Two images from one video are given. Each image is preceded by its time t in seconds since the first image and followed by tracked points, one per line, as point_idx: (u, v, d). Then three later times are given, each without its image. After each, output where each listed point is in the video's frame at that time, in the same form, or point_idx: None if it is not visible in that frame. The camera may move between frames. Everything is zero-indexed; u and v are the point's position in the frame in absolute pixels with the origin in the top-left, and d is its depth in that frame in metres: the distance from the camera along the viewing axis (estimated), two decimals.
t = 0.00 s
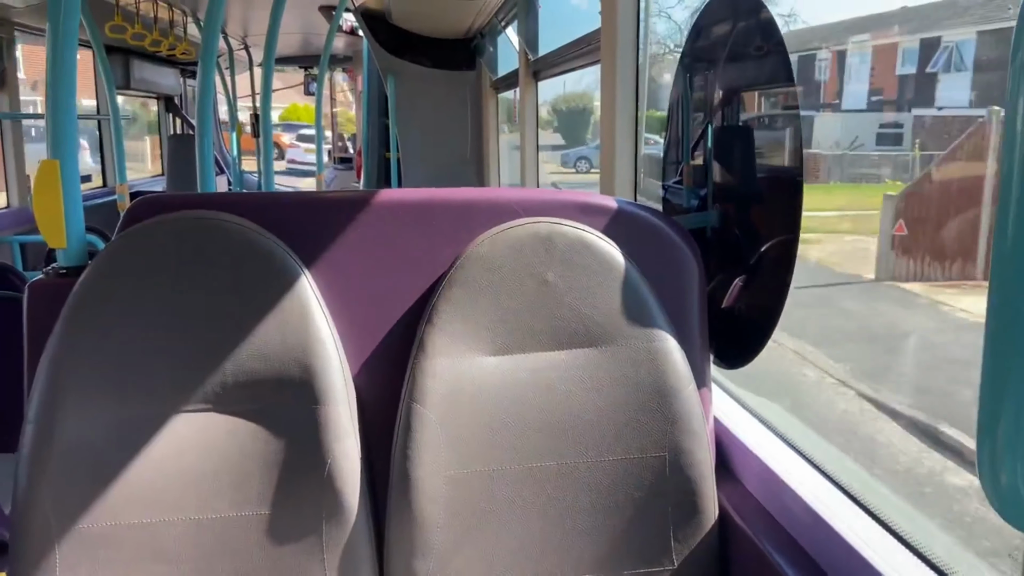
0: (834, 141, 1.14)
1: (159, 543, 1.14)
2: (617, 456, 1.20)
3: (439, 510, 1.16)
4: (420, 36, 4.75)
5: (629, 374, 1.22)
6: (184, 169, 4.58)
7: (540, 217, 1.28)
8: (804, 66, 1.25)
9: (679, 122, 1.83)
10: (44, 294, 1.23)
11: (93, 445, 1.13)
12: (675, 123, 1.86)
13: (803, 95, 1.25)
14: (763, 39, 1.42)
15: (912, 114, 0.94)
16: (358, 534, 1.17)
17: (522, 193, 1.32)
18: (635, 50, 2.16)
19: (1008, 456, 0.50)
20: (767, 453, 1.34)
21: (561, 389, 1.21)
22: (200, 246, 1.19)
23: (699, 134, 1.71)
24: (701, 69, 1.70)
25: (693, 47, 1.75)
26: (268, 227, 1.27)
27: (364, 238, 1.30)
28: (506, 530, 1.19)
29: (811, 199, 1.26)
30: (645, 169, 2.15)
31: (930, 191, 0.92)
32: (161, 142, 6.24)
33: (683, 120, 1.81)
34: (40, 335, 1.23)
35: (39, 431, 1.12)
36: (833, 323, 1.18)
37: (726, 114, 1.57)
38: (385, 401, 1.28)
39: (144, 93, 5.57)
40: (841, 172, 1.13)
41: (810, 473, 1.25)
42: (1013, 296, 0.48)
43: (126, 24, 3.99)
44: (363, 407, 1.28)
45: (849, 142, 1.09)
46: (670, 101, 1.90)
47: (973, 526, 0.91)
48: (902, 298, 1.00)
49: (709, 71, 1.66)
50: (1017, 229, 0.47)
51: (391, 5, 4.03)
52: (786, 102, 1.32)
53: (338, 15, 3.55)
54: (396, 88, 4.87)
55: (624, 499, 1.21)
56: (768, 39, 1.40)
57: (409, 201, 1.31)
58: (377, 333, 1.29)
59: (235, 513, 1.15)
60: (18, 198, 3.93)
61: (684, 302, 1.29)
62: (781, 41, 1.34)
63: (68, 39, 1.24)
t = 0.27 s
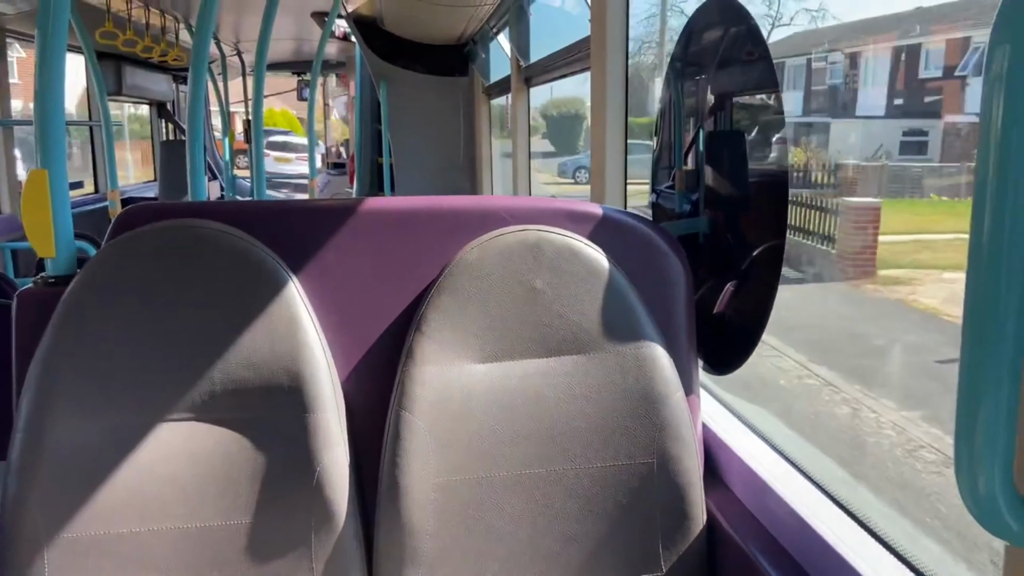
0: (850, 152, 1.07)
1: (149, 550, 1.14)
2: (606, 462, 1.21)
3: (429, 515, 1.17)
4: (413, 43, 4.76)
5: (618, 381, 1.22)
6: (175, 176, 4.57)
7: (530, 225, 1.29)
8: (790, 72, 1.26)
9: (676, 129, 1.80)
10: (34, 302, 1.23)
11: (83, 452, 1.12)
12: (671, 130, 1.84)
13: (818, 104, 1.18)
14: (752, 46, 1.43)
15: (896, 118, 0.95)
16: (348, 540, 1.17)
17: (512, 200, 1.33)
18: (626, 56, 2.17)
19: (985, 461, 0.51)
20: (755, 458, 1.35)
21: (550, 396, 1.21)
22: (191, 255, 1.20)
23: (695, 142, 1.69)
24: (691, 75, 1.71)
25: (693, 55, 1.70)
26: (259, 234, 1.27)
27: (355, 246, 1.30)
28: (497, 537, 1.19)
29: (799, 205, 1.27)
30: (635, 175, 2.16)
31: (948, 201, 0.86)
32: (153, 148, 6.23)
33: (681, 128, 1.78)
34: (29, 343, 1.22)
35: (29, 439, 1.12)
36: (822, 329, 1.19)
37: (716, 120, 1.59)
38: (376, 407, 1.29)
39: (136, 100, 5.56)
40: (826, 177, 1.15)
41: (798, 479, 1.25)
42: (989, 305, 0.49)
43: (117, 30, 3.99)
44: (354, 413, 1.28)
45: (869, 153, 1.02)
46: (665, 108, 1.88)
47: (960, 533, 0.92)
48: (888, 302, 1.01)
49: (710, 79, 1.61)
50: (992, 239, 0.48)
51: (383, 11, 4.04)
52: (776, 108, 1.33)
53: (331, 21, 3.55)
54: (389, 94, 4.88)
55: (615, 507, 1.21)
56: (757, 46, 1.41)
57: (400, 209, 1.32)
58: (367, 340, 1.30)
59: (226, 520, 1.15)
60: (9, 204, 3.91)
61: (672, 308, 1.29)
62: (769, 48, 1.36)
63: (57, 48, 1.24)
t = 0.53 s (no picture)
0: (881, 160, 1.00)
1: (148, 554, 1.13)
2: (606, 464, 1.21)
3: (429, 518, 1.16)
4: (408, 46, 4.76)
5: (618, 382, 1.22)
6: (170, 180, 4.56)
7: (529, 227, 1.29)
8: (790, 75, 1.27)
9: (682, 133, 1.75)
10: (32, 305, 1.22)
11: (81, 455, 1.12)
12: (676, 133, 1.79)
13: (842, 109, 1.10)
14: (747, 49, 1.44)
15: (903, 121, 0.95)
16: (348, 543, 1.17)
17: (511, 203, 1.33)
18: (622, 60, 2.18)
19: (991, 461, 0.51)
20: (755, 460, 1.35)
21: (551, 398, 1.21)
22: (189, 258, 1.19)
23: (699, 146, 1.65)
24: (687, 78, 1.72)
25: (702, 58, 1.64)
26: (257, 237, 1.27)
27: (354, 248, 1.30)
28: (497, 540, 1.19)
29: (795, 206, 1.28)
30: (632, 178, 2.16)
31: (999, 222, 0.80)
32: (148, 153, 6.21)
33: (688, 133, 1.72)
34: (27, 346, 1.22)
35: (27, 442, 1.12)
36: (820, 330, 1.19)
37: (712, 123, 1.59)
38: (375, 410, 1.28)
39: (131, 104, 5.55)
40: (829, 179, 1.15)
41: (800, 480, 1.25)
42: (994, 304, 0.49)
43: (112, 34, 3.98)
44: (353, 417, 1.28)
45: (905, 161, 0.95)
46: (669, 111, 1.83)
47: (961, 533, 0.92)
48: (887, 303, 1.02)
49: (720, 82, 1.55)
50: (997, 238, 0.48)
51: (379, 15, 4.04)
52: (772, 111, 1.34)
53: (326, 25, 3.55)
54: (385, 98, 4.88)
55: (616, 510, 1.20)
56: (753, 48, 1.41)
57: (398, 211, 1.31)
58: (366, 343, 1.30)
59: (225, 523, 1.15)
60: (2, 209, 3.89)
61: (671, 310, 1.29)
62: (765, 51, 1.36)
63: (54, 50, 1.23)
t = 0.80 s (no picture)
0: (915, 169, 0.90)
1: (139, 564, 1.12)
2: (600, 471, 1.20)
3: (423, 526, 1.15)
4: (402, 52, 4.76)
5: (612, 389, 1.21)
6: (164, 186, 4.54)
7: (522, 233, 1.29)
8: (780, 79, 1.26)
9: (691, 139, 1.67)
10: (22, 314, 1.21)
11: (72, 465, 1.11)
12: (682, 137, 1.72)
13: (862, 114, 1.00)
14: (740, 54, 1.44)
15: (889, 124, 0.94)
16: (340, 552, 1.16)
17: (504, 209, 1.32)
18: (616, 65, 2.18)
19: (983, 467, 0.51)
20: (750, 466, 1.34)
21: (545, 406, 1.21)
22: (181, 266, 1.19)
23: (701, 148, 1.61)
24: (681, 83, 1.72)
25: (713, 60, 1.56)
26: (249, 244, 1.26)
27: (346, 256, 1.29)
28: (491, 549, 1.18)
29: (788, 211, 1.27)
30: (627, 183, 2.16)
31: None
32: (142, 159, 6.19)
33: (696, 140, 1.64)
34: (17, 355, 1.21)
35: (17, 452, 1.11)
36: (814, 335, 1.19)
37: (707, 128, 1.59)
38: (369, 418, 1.27)
39: (124, 110, 5.54)
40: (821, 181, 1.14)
41: (795, 487, 1.25)
42: (985, 308, 0.49)
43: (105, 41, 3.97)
44: (346, 425, 1.27)
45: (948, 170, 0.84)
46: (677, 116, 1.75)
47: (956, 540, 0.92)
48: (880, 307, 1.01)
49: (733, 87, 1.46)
50: (988, 242, 0.48)
51: (373, 21, 4.04)
52: (765, 116, 1.34)
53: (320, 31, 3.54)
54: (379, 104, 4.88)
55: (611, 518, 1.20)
56: (746, 53, 1.41)
57: (392, 218, 1.31)
58: (360, 351, 1.29)
59: (216, 532, 1.14)
60: None
61: (665, 316, 1.29)
62: (757, 56, 1.36)
63: (43, 58, 1.23)
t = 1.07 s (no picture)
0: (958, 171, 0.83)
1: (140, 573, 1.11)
2: (602, 476, 1.20)
3: (425, 532, 1.15)
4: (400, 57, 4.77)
5: (612, 394, 1.22)
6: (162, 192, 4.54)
7: (522, 238, 1.29)
8: (778, 83, 1.27)
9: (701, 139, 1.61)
10: (23, 321, 1.21)
11: (73, 472, 1.11)
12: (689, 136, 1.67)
13: (898, 113, 0.94)
14: (737, 58, 1.44)
15: (921, 124, 0.89)
16: (343, 558, 1.16)
17: (503, 215, 1.33)
18: (613, 70, 2.19)
19: (987, 470, 0.51)
20: (751, 470, 1.35)
21: (546, 411, 1.21)
22: (181, 273, 1.19)
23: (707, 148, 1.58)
24: (678, 87, 1.73)
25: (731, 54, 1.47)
26: (249, 250, 1.27)
27: (346, 262, 1.29)
28: (493, 554, 1.18)
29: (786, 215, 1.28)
30: (624, 187, 2.17)
31: None
32: (140, 165, 6.19)
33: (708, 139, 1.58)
34: (18, 362, 1.21)
35: (18, 460, 1.10)
36: (813, 339, 1.19)
37: (704, 132, 1.60)
38: (369, 424, 1.27)
39: (122, 116, 5.54)
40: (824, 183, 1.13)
41: (796, 491, 1.25)
42: (986, 312, 0.49)
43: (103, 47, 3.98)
44: (347, 431, 1.27)
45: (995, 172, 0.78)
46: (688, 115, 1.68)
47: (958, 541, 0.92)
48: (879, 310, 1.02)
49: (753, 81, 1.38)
50: (990, 246, 0.48)
51: (370, 26, 4.05)
52: (763, 119, 1.34)
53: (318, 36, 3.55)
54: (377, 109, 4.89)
55: (613, 522, 1.20)
56: (743, 57, 1.42)
57: (391, 224, 1.31)
58: (360, 357, 1.29)
59: (219, 540, 1.14)
60: None
61: (665, 320, 1.29)
62: (754, 60, 1.37)
63: (44, 66, 1.23)
